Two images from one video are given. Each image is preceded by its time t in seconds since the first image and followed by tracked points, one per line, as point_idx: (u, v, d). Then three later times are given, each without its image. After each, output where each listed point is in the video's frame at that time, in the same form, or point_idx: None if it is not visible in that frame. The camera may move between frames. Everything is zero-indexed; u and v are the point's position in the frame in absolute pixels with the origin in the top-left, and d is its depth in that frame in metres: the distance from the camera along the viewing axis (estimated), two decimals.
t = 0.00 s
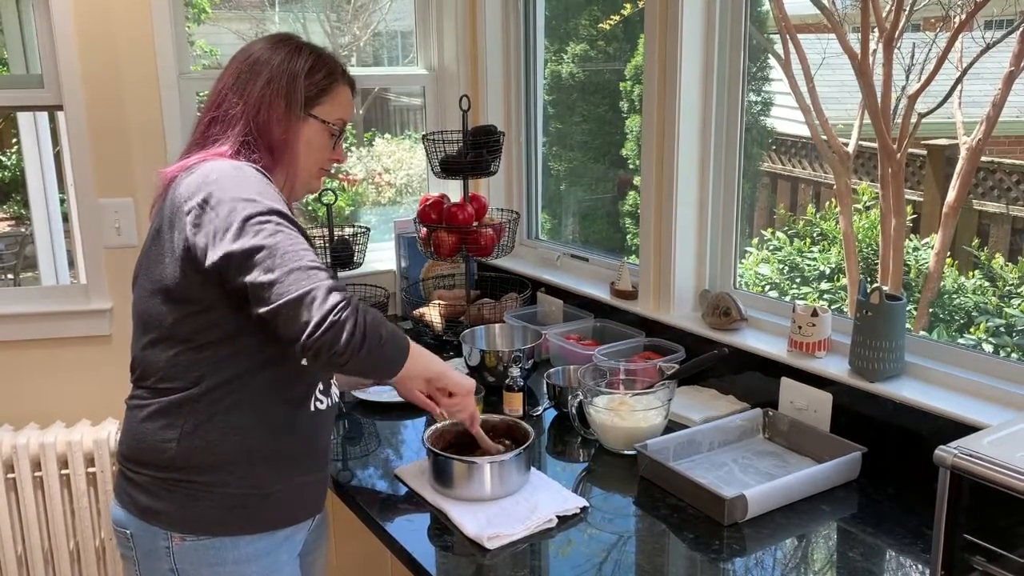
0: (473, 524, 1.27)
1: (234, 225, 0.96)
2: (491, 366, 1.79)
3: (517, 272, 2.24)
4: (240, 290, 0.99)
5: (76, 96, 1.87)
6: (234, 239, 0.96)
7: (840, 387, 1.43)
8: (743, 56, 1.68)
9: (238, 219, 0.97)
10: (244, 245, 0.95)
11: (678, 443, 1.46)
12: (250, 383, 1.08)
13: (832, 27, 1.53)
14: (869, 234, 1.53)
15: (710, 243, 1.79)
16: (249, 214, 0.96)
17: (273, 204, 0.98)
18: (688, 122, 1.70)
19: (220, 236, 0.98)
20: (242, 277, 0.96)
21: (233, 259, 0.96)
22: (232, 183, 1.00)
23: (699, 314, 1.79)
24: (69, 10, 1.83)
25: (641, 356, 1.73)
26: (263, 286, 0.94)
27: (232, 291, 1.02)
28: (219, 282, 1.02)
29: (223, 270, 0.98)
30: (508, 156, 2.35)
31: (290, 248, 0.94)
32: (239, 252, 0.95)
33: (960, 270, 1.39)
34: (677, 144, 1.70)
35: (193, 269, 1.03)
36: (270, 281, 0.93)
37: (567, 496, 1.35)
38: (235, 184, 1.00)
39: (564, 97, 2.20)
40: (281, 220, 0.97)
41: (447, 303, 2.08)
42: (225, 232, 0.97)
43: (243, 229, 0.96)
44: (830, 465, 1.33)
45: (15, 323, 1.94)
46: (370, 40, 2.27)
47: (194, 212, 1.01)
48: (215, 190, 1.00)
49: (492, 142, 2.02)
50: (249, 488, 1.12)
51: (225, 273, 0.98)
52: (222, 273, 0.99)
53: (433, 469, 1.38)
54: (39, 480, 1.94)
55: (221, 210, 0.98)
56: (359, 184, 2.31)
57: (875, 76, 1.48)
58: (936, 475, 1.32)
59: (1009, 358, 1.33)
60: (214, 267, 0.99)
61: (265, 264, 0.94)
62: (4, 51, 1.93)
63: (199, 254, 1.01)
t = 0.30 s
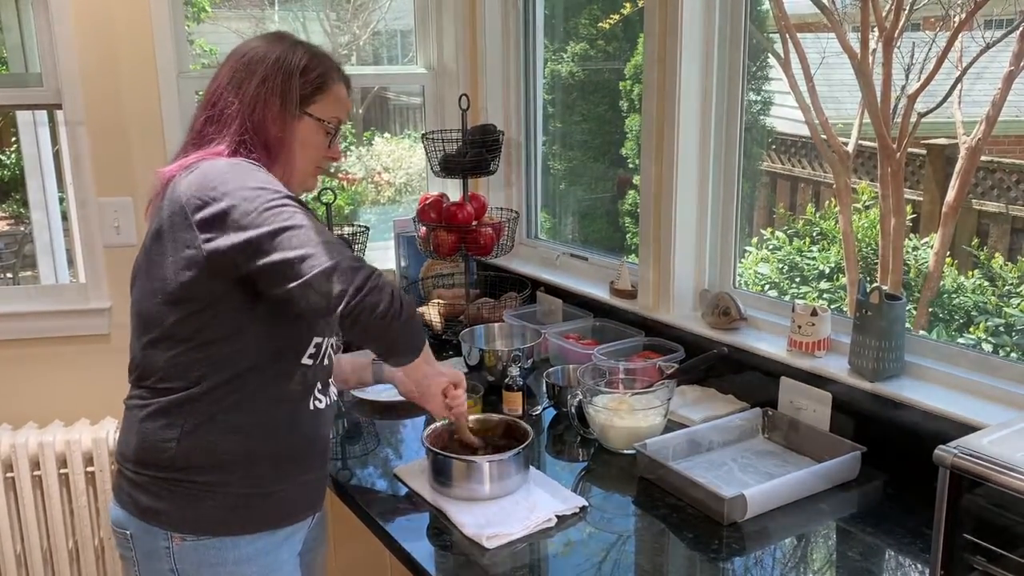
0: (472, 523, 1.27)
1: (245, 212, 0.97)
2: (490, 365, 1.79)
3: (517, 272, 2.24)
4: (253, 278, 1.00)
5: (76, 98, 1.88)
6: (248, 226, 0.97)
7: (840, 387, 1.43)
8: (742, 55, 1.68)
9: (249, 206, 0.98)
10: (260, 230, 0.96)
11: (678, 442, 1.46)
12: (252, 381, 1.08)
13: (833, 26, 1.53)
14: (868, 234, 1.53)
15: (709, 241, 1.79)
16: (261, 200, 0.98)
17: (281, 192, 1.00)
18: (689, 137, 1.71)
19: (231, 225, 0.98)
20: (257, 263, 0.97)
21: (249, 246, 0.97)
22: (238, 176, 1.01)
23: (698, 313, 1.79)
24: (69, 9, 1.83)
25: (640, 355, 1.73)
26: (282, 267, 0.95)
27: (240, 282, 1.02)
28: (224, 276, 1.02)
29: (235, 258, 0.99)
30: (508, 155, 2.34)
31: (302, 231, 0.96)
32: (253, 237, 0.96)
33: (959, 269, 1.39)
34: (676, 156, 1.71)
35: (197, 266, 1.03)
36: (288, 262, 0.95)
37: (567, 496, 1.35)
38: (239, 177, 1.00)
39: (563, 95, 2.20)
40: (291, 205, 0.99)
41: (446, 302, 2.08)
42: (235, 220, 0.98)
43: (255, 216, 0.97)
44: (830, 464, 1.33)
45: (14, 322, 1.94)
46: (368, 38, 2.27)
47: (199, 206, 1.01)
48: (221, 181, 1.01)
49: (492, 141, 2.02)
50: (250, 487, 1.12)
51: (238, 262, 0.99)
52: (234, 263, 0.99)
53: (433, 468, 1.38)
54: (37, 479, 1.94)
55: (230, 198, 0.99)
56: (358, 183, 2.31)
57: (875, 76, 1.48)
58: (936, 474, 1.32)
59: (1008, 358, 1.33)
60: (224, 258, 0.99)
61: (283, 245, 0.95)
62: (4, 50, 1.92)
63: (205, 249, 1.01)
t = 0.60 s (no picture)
0: (471, 523, 1.27)
1: (250, 202, 1.07)
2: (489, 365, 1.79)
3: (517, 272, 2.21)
4: (265, 268, 1.08)
5: (92, 106, 1.93)
6: (255, 214, 1.07)
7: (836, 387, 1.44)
8: (740, 57, 1.69)
9: (253, 197, 1.08)
10: (267, 213, 1.08)
11: (678, 443, 1.46)
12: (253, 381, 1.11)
13: (832, 25, 1.50)
14: (868, 233, 1.50)
15: (710, 241, 1.79)
16: (262, 188, 1.09)
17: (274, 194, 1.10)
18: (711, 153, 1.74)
19: (238, 218, 1.06)
20: (271, 246, 1.08)
21: (259, 233, 1.07)
22: (232, 169, 1.09)
23: (699, 314, 1.79)
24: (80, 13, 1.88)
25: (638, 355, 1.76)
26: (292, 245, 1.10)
27: (250, 283, 1.07)
28: (231, 278, 1.06)
29: (246, 251, 1.06)
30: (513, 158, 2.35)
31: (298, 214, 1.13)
32: (262, 220, 1.07)
33: (958, 268, 1.35)
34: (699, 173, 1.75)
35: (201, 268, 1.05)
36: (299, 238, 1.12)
37: (563, 496, 1.36)
38: (235, 169, 1.09)
39: (573, 89, 2.20)
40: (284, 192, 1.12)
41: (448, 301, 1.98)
42: (242, 213, 1.06)
43: (260, 201, 1.08)
44: (827, 463, 1.33)
45: (15, 319, 1.97)
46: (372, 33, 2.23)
47: (206, 207, 1.06)
48: (216, 178, 1.08)
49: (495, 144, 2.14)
50: (251, 484, 1.14)
51: (252, 253, 1.07)
52: (246, 254, 1.06)
53: (432, 467, 1.38)
54: (35, 479, 1.95)
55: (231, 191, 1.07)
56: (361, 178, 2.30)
57: (874, 74, 1.44)
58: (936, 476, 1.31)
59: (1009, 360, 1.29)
60: (236, 253, 1.06)
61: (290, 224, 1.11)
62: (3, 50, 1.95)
63: (212, 247, 1.05)
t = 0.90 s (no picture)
0: (479, 541, 1.24)
1: (231, 246, 1.13)
2: (511, 380, 1.74)
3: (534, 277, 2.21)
4: (252, 311, 1.14)
5: (98, 108, 1.88)
6: (236, 258, 1.13)
7: (856, 406, 1.40)
8: (765, 45, 1.60)
9: (235, 238, 1.14)
10: (247, 249, 1.13)
11: (700, 463, 1.41)
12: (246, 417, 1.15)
13: (846, 7, 1.43)
14: (885, 224, 1.43)
15: (730, 242, 1.74)
16: (240, 227, 1.15)
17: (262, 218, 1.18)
18: (709, 153, 1.70)
19: (221, 265, 1.13)
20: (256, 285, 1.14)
21: (243, 275, 1.13)
22: (213, 211, 1.16)
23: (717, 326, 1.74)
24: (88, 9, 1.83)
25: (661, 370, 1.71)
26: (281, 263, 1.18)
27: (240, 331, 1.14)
28: (223, 327, 1.14)
29: (233, 297, 1.13)
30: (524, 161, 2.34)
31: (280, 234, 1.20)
32: (240, 258, 1.13)
33: (978, 258, 1.29)
34: (698, 173, 1.71)
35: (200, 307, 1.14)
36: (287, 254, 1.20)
37: (569, 515, 1.32)
38: (219, 207, 1.17)
39: (578, 79, 2.14)
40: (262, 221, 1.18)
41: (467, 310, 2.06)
42: (222, 259, 1.13)
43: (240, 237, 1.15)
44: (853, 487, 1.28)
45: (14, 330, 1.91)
46: (373, 29, 2.21)
47: (192, 258, 1.14)
48: (199, 226, 1.16)
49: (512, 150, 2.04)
50: (260, 484, 1.24)
51: (237, 301, 1.13)
52: (230, 301, 1.13)
53: (432, 488, 1.34)
54: (38, 489, 1.94)
55: (213, 237, 1.14)
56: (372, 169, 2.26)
57: (895, 63, 1.37)
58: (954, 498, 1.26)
59: (1014, 374, 1.26)
60: (224, 301, 1.13)
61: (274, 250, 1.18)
62: None
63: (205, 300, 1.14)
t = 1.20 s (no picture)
0: (478, 541, 1.24)
1: (191, 294, 0.95)
2: (511, 378, 1.73)
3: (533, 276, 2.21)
4: (206, 382, 0.96)
5: (99, 109, 1.81)
6: (196, 314, 0.95)
7: (857, 405, 1.39)
8: (763, 47, 1.60)
9: (195, 286, 0.95)
10: (210, 301, 0.96)
11: (700, 462, 1.41)
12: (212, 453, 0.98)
13: (845, 5, 1.44)
14: (886, 221, 1.44)
15: (729, 236, 1.72)
16: (207, 266, 0.96)
17: (224, 238, 0.99)
18: (709, 137, 1.65)
19: (176, 319, 0.95)
20: (221, 348, 0.97)
21: (204, 336, 0.96)
22: (181, 237, 0.98)
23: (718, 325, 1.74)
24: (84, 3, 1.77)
25: (661, 367, 1.70)
26: (267, 298, 1.03)
27: (184, 404, 0.96)
28: (171, 393, 0.96)
29: (188, 359, 0.95)
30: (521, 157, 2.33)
31: (263, 264, 1.03)
32: (202, 312, 0.95)
33: (978, 257, 1.30)
34: (697, 155, 1.65)
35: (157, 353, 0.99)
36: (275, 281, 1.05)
37: (569, 514, 1.31)
38: (188, 231, 0.99)
39: (577, 77, 2.14)
40: (237, 251, 1.00)
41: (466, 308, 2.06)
42: (180, 311, 0.95)
43: (199, 280, 0.96)
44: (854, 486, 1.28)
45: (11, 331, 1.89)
46: (373, 29, 2.21)
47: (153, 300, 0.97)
48: (164, 255, 0.98)
49: (511, 150, 1.97)
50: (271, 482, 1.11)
51: (189, 367, 0.95)
52: (186, 363, 0.96)
53: (432, 488, 1.33)
54: (39, 488, 1.93)
55: (172, 276, 0.96)
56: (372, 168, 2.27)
57: (895, 63, 1.38)
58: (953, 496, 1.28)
59: (1014, 372, 1.28)
60: (177, 362, 0.96)
61: (235, 290, 0.98)
62: None
63: (159, 351, 0.97)
